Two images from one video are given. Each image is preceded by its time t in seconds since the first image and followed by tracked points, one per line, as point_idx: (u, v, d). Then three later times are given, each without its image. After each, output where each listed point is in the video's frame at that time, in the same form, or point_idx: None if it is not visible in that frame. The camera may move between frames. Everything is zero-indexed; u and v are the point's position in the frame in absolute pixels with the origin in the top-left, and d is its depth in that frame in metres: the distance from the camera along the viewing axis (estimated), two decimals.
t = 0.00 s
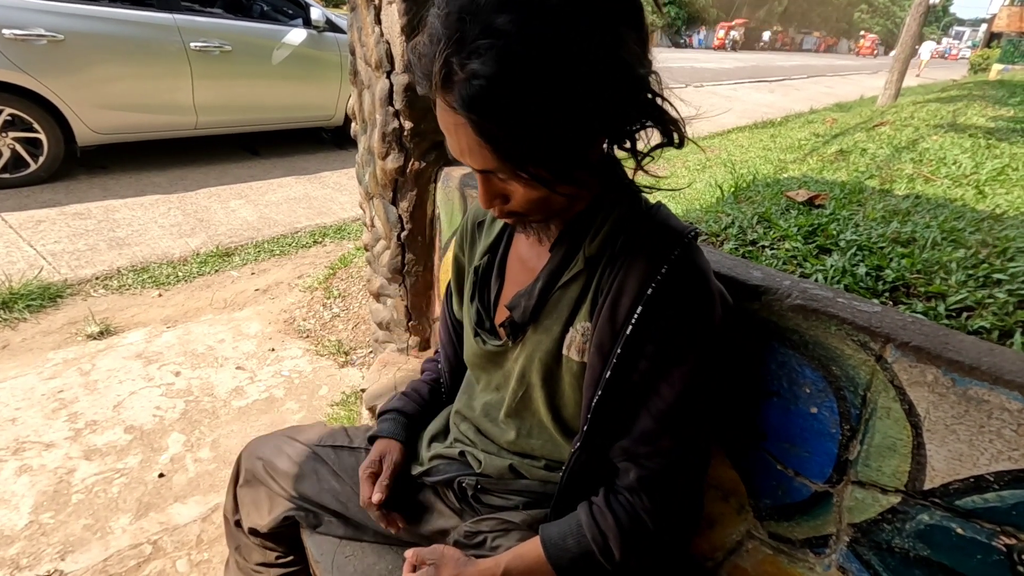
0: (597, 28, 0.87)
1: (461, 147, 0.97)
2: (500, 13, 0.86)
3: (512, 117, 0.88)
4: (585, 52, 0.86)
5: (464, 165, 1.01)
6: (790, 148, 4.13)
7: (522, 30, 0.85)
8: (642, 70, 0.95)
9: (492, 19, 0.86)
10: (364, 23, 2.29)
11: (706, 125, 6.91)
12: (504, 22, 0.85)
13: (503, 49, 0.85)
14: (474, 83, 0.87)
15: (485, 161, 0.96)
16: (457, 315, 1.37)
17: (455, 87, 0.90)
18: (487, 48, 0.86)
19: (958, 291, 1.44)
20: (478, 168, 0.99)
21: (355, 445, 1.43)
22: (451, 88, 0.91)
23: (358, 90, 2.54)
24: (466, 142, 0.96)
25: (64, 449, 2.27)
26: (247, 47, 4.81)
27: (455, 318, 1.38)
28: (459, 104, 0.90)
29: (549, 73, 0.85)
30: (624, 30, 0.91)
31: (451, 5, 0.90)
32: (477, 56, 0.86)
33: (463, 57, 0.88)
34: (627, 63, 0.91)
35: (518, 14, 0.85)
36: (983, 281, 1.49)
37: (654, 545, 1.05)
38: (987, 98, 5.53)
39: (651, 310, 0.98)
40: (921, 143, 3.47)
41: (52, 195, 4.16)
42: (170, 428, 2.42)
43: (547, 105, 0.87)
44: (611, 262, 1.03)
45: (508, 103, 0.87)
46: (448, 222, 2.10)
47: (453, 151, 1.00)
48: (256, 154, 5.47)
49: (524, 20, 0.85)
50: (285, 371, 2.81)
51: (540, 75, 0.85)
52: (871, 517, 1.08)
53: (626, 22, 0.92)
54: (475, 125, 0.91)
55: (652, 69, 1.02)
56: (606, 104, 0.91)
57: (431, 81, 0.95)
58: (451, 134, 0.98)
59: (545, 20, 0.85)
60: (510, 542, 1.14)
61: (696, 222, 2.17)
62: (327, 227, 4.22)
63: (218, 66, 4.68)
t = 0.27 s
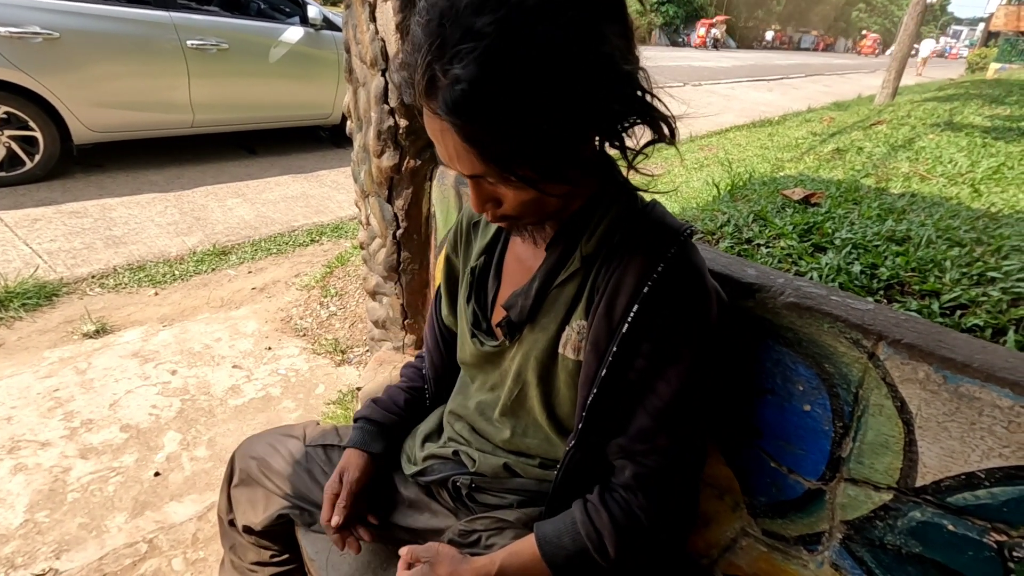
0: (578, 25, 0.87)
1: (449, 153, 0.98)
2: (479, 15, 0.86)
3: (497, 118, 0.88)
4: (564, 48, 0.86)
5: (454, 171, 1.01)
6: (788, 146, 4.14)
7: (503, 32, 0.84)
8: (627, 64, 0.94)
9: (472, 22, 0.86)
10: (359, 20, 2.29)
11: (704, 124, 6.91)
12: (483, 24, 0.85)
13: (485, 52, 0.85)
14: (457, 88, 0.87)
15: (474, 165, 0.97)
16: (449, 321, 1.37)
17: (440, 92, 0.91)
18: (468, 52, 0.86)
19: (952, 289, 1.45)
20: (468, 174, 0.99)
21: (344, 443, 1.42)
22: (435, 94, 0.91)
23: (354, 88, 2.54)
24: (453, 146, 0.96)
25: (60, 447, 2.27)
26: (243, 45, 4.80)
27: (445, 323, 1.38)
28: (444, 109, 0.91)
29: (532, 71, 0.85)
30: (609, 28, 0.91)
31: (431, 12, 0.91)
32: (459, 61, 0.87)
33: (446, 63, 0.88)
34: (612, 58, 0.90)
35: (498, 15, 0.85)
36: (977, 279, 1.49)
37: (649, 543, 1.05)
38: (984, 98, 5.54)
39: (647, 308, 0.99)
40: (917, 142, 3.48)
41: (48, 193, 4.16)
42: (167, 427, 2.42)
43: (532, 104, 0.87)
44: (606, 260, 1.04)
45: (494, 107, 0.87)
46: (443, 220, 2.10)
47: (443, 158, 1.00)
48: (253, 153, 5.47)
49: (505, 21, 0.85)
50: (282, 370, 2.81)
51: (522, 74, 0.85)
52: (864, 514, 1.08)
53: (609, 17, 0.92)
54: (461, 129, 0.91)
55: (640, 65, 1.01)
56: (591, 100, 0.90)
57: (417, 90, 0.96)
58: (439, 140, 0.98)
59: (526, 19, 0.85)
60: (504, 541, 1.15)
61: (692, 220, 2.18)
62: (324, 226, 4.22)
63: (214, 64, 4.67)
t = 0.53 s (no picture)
0: (561, 36, 0.86)
1: (441, 171, 0.98)
2: (462, 37, 0.86)
3: (487, 140, 0.88)
4: (549, 61, 0.85)
5: (446, 187, 1.01)
6: (785, 145, 4.14)
7: (487, 53, 0.84)
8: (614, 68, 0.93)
9: (455, 43, 0.86)
10: (355, 19, 2.29)
11: (702, 122, 6.91)
12: (467, 45, 0.85)
13: (471, 72, 0.85)
14: (445, 110, 0.87)
15: (467, 183, 0.97)
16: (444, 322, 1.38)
17: (428, 114, 0.91)
18: (453, 74, 0.86)
19: (946, 287, 1.45)
20: (461, 190, 1.00)
21: (341, 443, 1.44)
22: (424, 116, 0.91)
23: (349, 86, 2.54)
24: (444, 165, 0.96)
25: (56, 446, 2.27)
26: (240, 44, 4.80)
27: (441, 324, 1.39)
28: (433, 132, 0.91)
29: (518, 88, 0.85)
30: (594, 36, 0.90)
31: (415, 34, 0.91)
32: (445, 82, 0.87)
33: (432, 87, 0.88)
34: (598, 66, 0.90)
35: (481, 35, 0.85)
36: (971, 277, 1.50)
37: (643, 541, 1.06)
38: (981, 97, 5.55)
39: (641, 309, 0.99)
40: (913, 141, 3.49)
41: (45, 192, 4.15)
42: (163, 425, 2.42)
43: (521, 123, 0.87)
44: (600, 263, 1.04)
45: (482, 127, 0.87)
46: (439, 220, 2.10)
47: (434, 177, 1.01)
48: (251, 151, 5.46)
49: (489, 41, 0.84)
50: (279, 369, 2.81)
51: (508, 92, 0.85)
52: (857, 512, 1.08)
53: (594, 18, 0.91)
54: (452, 152, 0.92)
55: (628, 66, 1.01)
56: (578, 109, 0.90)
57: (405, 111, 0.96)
58: (431, 161, 0.99)
59: (511, 37, 0.84)
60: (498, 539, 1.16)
61: (688, 219, 2.18)
62: (321, 224, 4.22)
63: (211, 62, 4.67)
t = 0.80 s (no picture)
0: (563, 29, 0.86)
1: (439, 159, 0.98)
2: (463, 26, 0.86)
3: (484, 130, 0.89)
4: (550, 56, 0.85)
5: (444, 176, 1.02)
6: (783, 145, 4.14)
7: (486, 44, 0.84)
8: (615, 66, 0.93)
9: (455, 34, 0.86)
10: (352, 17, 2.28)
11: (700, 122, 6.91)
12: (468, 34, 0.85)
13: (469, 61, 0.85)
14: (444, 98, 0.87)
15: (464, 173, 0.97)
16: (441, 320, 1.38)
17: (427, 102, 0.91)
18: (453, 62, 0.86)
19: (943, 286, 1.45)
20: (458, 179, 1.00)
21: (337, 442, 1.43)
22: (422, 104, 0.92)
23: (347, 85, 2.53)
24: (442, 153, 0.97)
25: (53, 446, 2.26)
26: (238, 42, 4.79)
27: (439, 322, 1.39)
28: (431, 118, 0.91)
29: (517, 80, 0.85)
30: (594, 34, 0.89)
31: (417, 20, 0.91)
32: (444, 70, 0.87)
33: (432, 73, 0.88)
34: (599, 64, 0.89)
35: (482, 25, 0.85)
36: (968, 276, 1.50)
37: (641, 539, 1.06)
38: (978, 96, 5.56)
39: (638, 309, 0.99)
40: (911, 140, 3.49)
41: (41, 191, 4.14)
42: (160, 425, 2.41)
43: (518, 116, 0.87)
44: (597, 262, 1.04)
45: (479, 117, 0.88)
46: (437, 218, 2.10)
47: (432, 164, 1.01)
48: (248, 150, 5.46)
49: (488, 31, 0.84)
50: (277, 368, 2.81)
51: (507, 83, 0.85)
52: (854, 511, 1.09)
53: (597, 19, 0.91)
54: (448, 139, 0.92)
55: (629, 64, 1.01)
56: (578, 107, 0.90)
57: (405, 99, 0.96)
58: (429, 147, 0.99)
59: (511, 30, 0.84)
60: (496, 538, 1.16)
61: (685, 218, 2.18)
62: (319, 223, 4.21)
63: (209, 61, 4.66)
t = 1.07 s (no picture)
0: (577, 13, 0.87)
1: (437, 123, 0.98)
2: None
3: (483, 95, 0.88)
4: (559, 41, 0.86)
5: (439, 144, 1.01)
6: (782, 144, 4.14)
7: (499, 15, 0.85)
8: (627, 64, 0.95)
9: None
10: (350, 16, 2.28)
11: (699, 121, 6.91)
12: None
13: (480, 22, 0.85)
14: (449, 53, 0.87)
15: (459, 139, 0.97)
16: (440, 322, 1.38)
17: (431, 60, 0.91)
18: (463, 20, 0.86)
19: (941, 285, 1.45)
20: (452, 147, 0.99)
21: (335, 442, 1.43)
22: (428, 61, 0.91)
23: (345, 84, 2.53)
24: (440, 116, 0.96)
25: (50, 446, 2.26)
26: (236, 41, 4.78)
27: (437, 322, 1.38)
28: (432, 75, 0.91)
29: (525, 50, 0.85)
30: (608, 28, 0.91)
31: None
32: (454, 27, 0.87)
33: (441, 29, 0.88)
34: (607, 54, 0.91)
35: None
36: (966, 276, 1.50)
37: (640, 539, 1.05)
38: (976, 96, 5.57)
39: (638, 308, 0.99)
40: (909, 140, 3.49)
41: (38, 190, 4.13)
42: (158, 425, 2.41)
43: (519, 88, 0.87)
44: (598, 260, 1.04)
45: (483, 80, 0.87)
46: (436, 218, 2.10)
47: (429, 129, 1.00)
48: (246, 149, 5.45)
49: None
50: (275, 368, 2.80)
51: (514, 52, 0.85)
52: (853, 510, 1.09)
53: (617, 22, 0.92)
54: (447, 102, 0.91)
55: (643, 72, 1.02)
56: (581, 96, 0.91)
57: (411, 58, 0.95)
58: (427, 108, 0.98)
59: None
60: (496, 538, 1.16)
61: (684, 217, 2.18)
62: (318, 223, 4.21)
63: (206, 60, 4.65)
